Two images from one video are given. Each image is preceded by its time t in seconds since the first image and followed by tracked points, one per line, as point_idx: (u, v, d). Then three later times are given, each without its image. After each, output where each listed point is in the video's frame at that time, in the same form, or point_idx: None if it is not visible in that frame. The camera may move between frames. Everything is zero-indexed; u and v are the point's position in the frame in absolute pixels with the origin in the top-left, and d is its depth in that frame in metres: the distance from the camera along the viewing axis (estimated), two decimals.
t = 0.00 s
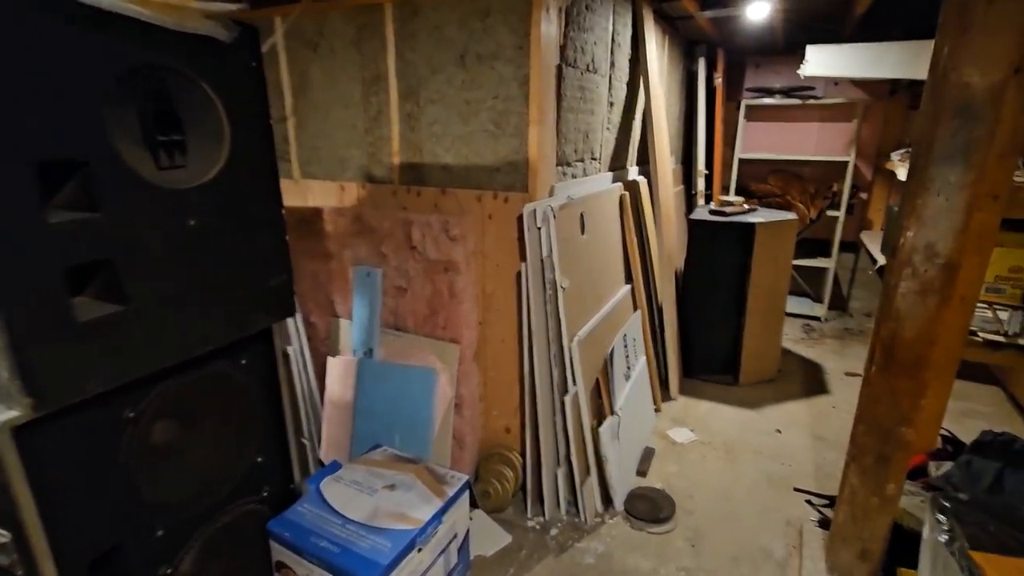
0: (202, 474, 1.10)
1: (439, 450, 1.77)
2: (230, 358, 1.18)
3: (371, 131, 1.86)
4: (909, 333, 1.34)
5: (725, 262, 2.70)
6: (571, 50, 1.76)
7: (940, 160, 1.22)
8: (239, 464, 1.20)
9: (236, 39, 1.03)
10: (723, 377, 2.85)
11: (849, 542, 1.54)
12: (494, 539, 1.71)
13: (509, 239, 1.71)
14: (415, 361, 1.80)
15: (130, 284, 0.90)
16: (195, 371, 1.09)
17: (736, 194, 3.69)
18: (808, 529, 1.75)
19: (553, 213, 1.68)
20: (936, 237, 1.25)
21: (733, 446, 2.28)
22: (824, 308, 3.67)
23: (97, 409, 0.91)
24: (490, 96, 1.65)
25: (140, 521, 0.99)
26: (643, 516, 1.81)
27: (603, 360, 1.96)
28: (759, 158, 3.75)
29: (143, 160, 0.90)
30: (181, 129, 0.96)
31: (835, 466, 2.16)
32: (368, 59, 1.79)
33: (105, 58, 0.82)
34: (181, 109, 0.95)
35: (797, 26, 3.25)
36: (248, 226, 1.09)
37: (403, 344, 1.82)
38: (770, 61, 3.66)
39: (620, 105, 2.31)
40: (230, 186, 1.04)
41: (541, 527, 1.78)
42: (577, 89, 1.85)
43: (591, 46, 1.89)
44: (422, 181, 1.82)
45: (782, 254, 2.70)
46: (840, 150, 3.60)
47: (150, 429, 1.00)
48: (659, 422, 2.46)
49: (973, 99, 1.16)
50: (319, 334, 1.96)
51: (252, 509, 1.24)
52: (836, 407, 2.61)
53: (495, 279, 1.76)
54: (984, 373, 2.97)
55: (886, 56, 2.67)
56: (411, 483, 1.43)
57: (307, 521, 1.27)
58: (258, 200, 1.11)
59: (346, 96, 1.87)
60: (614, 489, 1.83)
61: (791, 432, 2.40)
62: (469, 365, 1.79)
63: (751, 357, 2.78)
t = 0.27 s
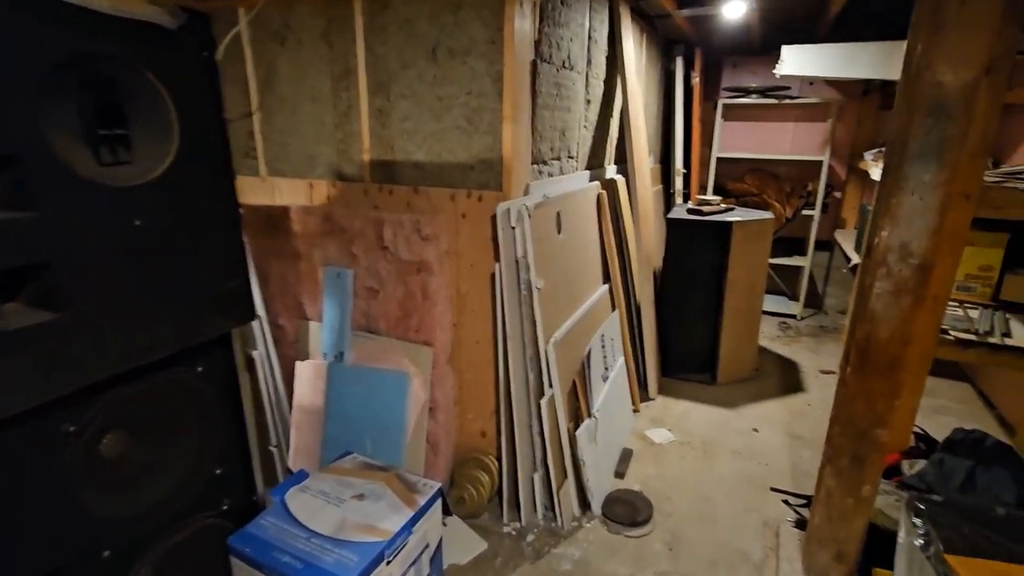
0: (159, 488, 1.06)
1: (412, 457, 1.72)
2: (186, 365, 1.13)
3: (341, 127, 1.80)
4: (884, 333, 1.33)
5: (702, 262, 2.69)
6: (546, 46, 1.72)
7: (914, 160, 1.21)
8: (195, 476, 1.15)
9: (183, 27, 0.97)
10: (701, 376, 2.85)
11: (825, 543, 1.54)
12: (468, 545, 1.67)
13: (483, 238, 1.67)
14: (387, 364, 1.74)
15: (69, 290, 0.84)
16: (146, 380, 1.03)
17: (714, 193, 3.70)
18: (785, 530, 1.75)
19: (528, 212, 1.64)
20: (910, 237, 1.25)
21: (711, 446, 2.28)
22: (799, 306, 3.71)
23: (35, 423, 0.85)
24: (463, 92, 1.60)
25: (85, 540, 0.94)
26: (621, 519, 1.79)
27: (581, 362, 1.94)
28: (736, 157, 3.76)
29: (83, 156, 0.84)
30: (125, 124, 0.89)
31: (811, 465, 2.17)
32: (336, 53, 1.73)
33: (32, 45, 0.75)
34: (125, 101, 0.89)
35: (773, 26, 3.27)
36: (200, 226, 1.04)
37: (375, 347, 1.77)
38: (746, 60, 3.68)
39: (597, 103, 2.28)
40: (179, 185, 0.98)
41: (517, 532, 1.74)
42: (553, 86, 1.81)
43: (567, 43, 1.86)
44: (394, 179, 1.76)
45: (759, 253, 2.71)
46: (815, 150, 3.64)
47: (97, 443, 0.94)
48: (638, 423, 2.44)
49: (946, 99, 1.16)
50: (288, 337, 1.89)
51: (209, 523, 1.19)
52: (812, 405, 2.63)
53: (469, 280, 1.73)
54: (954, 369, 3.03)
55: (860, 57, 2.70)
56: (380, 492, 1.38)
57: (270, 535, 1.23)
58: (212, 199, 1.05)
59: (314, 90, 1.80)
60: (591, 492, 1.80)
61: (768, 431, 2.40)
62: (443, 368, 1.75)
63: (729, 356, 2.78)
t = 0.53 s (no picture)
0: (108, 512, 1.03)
1: (385, 469, 1.67)
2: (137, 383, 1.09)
3: (308, 127, 1.74)
4: (860, 337, 1.33)
5: (680, 263, 2.69)
6: (520, 44, 1.68)
7: (890, 162, 1.20)
8: (149, 498, 1.12)
9: (126, 18, 0.94)
10: (680, 377, 2.85)
11: (804, 547, 1.53)
12: (445, 559, 1.61)
13: (457, 242, 1.62)
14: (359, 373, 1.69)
15: None
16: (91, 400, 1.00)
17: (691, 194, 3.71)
18: (764, 533, 1.74)
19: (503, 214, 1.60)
20: (886, 239, 1.24)
21: (690, 448, 2.27)
22: (775, 305, 3.74)
23: None
24: (435, 91, 1.56)
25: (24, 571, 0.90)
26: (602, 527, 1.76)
27: (559, 367, 1.90)
28: (712, 158, 3.78)
29: (19, 162, 0.80)
30: (63, 124, 0.85)
31: (788, 465, 2.18)
32: (303, 50, 1.67)
33: None
34: (64, 101, 0.85)
35: (748, 27, 3.28)
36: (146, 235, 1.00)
37: (347, 355, 1.71)
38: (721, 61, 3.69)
39: (573, 104, 2.25)
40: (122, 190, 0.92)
41: (496, 543, 1.70)
42: (528, 86, 1.77)
43: (542, 41, 1.82)
44: (364, 181, 1.71)
45: (736, 254, 2.71)
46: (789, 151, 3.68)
47: (35, 467, 0.91)
48: (617, 426, 2.42)
49: (920, 100, 1.15)
50: (256, 346, 1.82)
51: (166, 547, 1.15)
52: (788, 405, 2.64)
53: (443, 286, 1.67)
54: (925, 367, 3.08)
55: (831, 59, 2.70)
56: (352, 508, 1.33)
57: (232, 558, 1.17)
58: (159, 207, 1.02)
59: (280, 88, 1.73)
60: (571, 500, 1.77)
61: (746, 432, 2.41)
62: (418, 377, 1.69)
63: (707, 357, 2.78)
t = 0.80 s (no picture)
0: (71, 543, 0.99)
1: (361, 485, 1.60)
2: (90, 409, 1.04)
3: (274, 128, 1.66)
4: (843, 341, 1.32)
5: (659, 265, 2.67)
6: (496, 44, 1.63)
7: (871, 164, 1.19)
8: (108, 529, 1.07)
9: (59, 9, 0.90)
10: (659, 379, 2.84)
11: (790, 553, 1.52)
12: None
13: (434, 248, 1.55)
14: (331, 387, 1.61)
15: None
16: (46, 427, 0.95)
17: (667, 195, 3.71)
18: (749, 539, 1.73)
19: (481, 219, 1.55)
20: (868, 243, 1.23)
21: (672, 453, 2.25)
22: (751, 305, 3.77)
23: None
24: (408, 92, 1.49)
25: None
26: (586, 537, 1.72)
27: (540, 374, 1.86)
28: (688, 159, 3.79)
29: None
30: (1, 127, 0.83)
31: (769, 467, 2.18)
32: (268, 48, 1.59)
33: None
34: None
35: (721, 29, 3.30)
36: (99, 246, 0.99)
37: (318, 368, 1.63)
38: (696, 63, 3.71)
39: (550, 105, 2.21)
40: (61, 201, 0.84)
41: (477, 559, 1.65)
42: (504, 87, 1.73)
43: (517, 41, 1.78)
44: (335, 186, 1.63)
45: (714, 255, 2.71)
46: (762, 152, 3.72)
47: None
48: (599, 432, 2.39)
49: (901, 102, 1.14)
50: (222, 359, 1.73)
51: None
52: (767, 405, 2.65)
53: (419, 293, 1.61)
54: (897, 364, 3.13)
55: (805, 61, 2.72)
56: (326, 531, 1.26)
57: None
58: (113, 221, 1.02)
59: (243, 88, 1.65)
60: (554, 511, 1.73)
61: (726, 434, 2.40)
62: (394, 388, 1.63)
63: (686, 358, 2.78)
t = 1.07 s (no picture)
0: None
1: (340, 507, 1.53)
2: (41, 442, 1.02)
3: (242, 132, 1.57)
4: (835, 345, 1.30)
5: (641, 267, 2.65)
6: (475, 44, 1.58)
7: (863, 166, 1.17)
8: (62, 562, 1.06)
9: None
10: (643, 383, 2.82)
11: (784, 561, 1.50)
12: None
13: (416, 256, 1.48)
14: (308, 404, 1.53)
15: None
16: None
17: (646, 196, 3.71)
18: (741, 546, 1.71)
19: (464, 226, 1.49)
20: (860, 245, 1.22)
21: (660, 458, 2.22)
22: (730, 305, 3.79)
23: None
24: (385, 93, 1.43)
25: None
26: (576, 552, 1.67)
27: (526, 383, 1.82)
28: (666, 161, 3.79)
29: None
30: None
31: (757, 470, 2.17)
32: (234, 47, 1.50)
33: None
34: None
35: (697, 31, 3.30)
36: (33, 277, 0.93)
37: (293, 385, 1.55)
38: (671, 65, 3.71)
39: (530, 107, 2.16)
40: None
41: None
42: (485, 88, 1.67)
43: (497, 41, 1.72)
44: (308, 192, 1.55)
45: (696, 257, 2.70)
46: (738, 153, 3.75)
47: None
48: (585, 439, 2.35)
49: (892, 103, 1.12)
50: (190, 377, 1.63)
51: None
52: (751, 406, 2.65)
53: (399, 302, 1.54)
54: (873, 361, 3.18)
55: (781, 62, 2.75)
56: (303, 561, 1.18)
57: None
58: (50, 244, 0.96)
59: (208, 90, 1.56)
60: (543, 525, 1.68)
61: (712, 437, 2.39)
62: (374, 404, 1.55)
63: (670, 361, 2.76)
